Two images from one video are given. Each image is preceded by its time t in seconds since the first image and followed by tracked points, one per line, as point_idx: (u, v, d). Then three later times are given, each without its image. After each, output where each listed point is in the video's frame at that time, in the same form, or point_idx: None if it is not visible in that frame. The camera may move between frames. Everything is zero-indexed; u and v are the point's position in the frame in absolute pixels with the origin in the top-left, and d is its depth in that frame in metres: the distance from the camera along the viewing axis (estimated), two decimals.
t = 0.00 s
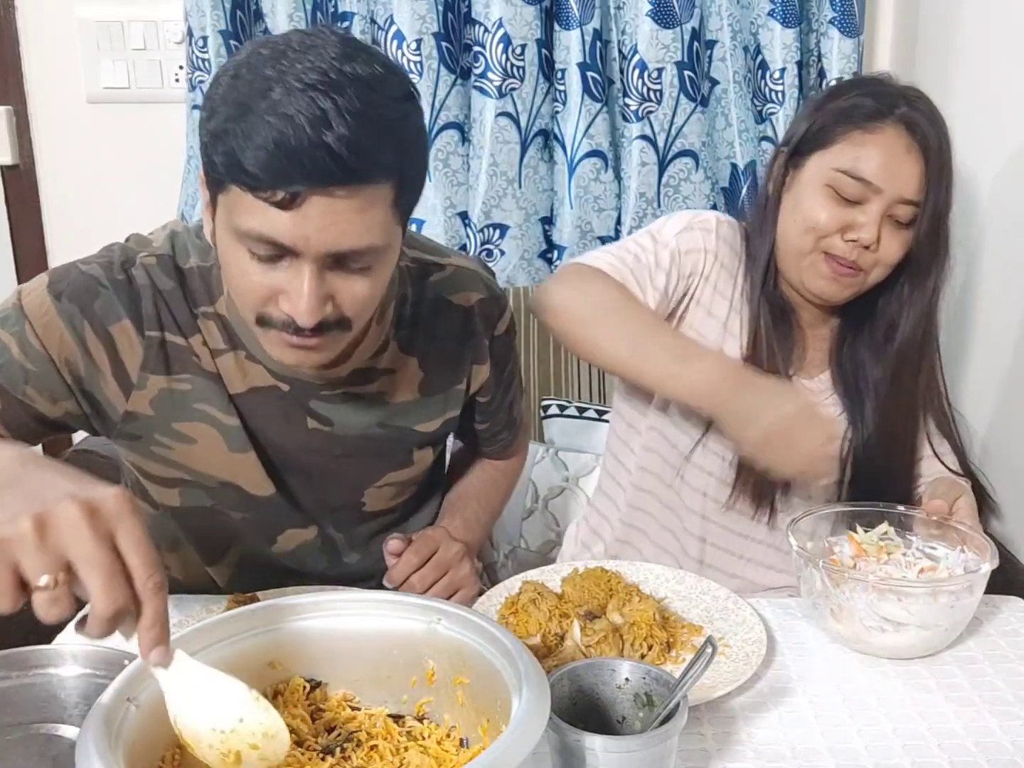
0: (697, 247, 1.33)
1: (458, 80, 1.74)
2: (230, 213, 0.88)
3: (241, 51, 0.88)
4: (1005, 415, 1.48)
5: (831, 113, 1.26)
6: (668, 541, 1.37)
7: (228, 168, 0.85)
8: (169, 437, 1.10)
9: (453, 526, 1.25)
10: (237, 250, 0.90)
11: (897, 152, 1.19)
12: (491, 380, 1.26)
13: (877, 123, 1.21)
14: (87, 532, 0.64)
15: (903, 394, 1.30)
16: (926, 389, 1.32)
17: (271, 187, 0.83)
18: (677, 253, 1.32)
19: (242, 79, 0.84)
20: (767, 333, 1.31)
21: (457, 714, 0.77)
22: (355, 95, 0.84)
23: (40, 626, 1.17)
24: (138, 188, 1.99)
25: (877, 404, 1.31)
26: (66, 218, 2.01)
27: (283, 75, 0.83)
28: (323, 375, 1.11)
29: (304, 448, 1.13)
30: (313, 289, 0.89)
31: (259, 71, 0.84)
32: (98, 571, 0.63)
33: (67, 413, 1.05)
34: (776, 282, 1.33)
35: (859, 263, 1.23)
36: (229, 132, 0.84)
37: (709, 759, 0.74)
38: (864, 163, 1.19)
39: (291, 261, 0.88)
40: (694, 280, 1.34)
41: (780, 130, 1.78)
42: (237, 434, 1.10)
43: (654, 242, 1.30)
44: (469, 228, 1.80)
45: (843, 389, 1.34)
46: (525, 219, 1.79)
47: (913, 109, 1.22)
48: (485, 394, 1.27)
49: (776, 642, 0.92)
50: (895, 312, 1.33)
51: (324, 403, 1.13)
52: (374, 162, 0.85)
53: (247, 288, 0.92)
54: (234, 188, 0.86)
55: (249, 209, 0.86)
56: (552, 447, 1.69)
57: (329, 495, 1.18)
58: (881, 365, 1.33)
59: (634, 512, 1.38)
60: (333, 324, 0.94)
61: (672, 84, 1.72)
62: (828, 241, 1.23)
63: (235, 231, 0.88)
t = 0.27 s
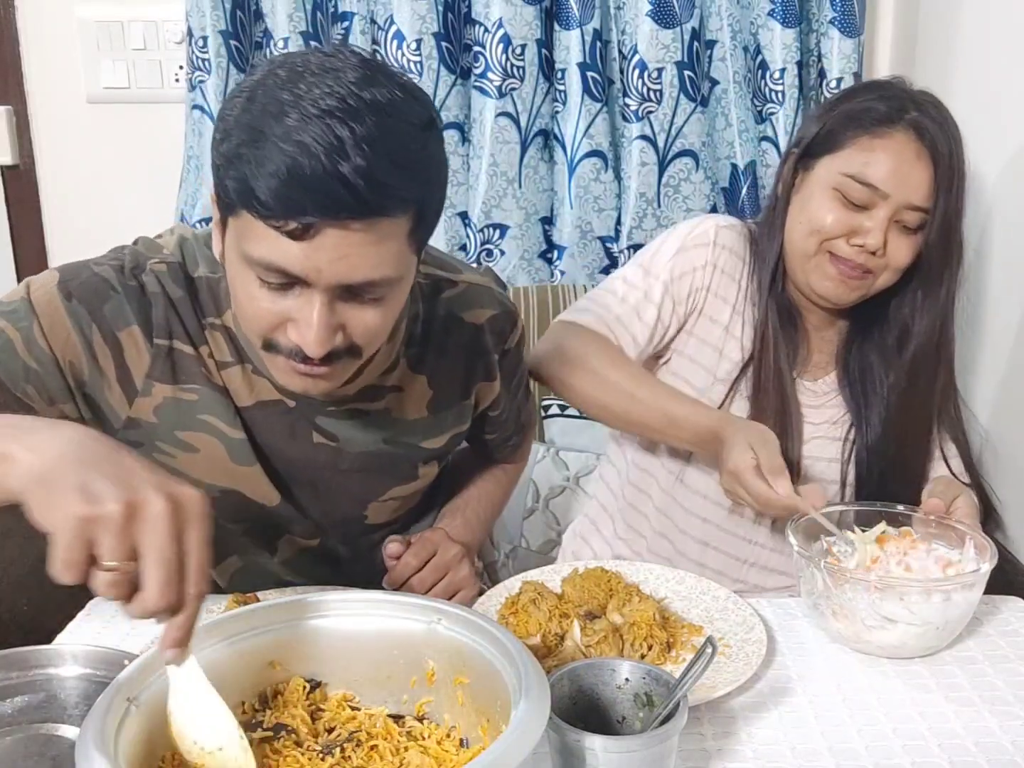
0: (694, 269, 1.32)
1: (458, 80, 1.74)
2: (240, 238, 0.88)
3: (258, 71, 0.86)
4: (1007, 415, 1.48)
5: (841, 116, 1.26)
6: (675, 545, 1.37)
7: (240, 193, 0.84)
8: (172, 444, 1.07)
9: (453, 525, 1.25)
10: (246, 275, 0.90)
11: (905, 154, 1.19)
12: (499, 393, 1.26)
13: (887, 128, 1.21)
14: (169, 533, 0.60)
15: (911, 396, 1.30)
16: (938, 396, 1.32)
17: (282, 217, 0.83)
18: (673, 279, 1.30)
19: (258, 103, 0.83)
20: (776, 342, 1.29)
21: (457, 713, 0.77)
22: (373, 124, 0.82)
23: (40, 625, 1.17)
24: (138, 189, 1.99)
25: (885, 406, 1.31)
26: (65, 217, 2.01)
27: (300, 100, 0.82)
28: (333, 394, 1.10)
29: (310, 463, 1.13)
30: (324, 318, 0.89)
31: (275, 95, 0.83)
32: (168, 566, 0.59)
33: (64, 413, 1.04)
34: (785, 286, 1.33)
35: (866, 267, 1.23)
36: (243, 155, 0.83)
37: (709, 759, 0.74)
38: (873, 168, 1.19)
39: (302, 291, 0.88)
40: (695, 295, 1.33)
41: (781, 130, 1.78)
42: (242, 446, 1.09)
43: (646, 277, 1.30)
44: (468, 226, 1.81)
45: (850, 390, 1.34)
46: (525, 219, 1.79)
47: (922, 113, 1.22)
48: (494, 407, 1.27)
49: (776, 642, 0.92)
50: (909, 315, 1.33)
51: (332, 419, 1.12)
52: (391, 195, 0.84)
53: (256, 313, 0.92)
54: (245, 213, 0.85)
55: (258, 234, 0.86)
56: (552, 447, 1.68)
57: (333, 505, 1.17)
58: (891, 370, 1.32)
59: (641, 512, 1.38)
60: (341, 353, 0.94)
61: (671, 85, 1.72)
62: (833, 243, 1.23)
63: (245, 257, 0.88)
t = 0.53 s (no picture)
0: (689, 263, 1.32)
1: (458, 80, 1.74)
2: (250, 246, 0.88)
3: (266, 77, 0.87)
4: (1006, 415, 1.48)
5: (842, 115, 1.26)
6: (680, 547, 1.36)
7: (249, 201, 0.84)
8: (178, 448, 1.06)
9: (453, 525, 1.25)
10: (255, 283, 0.90)
11: (905, 155, 1.19)
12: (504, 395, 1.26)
13: (886, 128, 1.21)
14: (255, 508, 0.68)
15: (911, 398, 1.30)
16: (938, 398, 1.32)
17: (293, 226, 0.83)
18: (667, 271, 1.31)
19: (268, 111, 0.84)
20: (770, 334, 1.30)
21: (457, 713, 0.77)
22: (384, 130, 0.83)
23: (39, 625, 1.17)
24: (138, 189, 1.99)
25: (885, 407, 1.32)
26: (65, 217, 2.01)
27: (310, 108, 0.83)
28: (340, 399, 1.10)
29: (314, 468, 1.12)
30: (334, 326, 0.88)
31: (285, 102, 0.83)
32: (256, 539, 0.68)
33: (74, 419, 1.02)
34: (784, 283, 1.33)
35: (865, 267, 1.23)
36: (252, 162, 0.84)
37: (709, 759, 0.74)
38: (871, 168, 1.19)
39: (313, 299, 0.88)
40: (690, 290, 1.33)
41: (781, 130, 1.78)
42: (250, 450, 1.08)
43: (639, 269, 1.31)
44: (468, 227, 1.80)
45: (849, 390, 1.34)
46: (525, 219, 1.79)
47: (923, 113, 1.21)
48: (496, 410, 1.28)
49: (777, 642, 0.92)
50: (906, 318, 1.33)
51: (336, 423, 1.12)
52: (403, 204, 0.84)
53: (264, 320, 0.92)
54: (256, 222, 0.85)
55: (271, 244, 0.85)
56: (552, 447, 1.68)
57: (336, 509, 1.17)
58: (890, 370, 1.33)
59: (642, 514, 1.38)
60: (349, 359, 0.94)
61: (671, 84, 1.72)
62: (830, 240, 1.23)
63: (254, 266, 0.88)
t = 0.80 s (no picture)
0: (687, 268, 1.31)
1: (458, 80, 1.75)
2: (254, 244, 0.88)
3: (269, 78, 0.87)
4: (1006, 415, 1.48)
5: (840, 115, 1.26)
6: (683, 545, 1.37)
7: (255, 200, 0.84)
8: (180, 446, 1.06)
9: (454, 525, 1.25)
10: (259, 281, 0.90)
11: (904, 155, 1.19)
12: (505, 395, 1.26)
13: (884, 128, 1.21)
14: (207, 499, 0.65)
15: (908, 400, 1.31)
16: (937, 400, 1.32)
17: (298, 224, 0.83)
18: (666, 279, 1.30)
19: (273, 110, 0.84)
20: (770, 336, 1.31)
21: (457, 714, 0.77)
22: (389, 131, 0.84)
23: (40, 625, 1.17)
24: (138, 189, 1.99)
25: (885, 407, 1.32)
26: (65, 217, 2.01)
27: (315, 107, 0.83)
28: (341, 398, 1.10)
29: (316, 467, 1.12)
30: (338, 325, 0.88)
31: (290, 102, 0.84)
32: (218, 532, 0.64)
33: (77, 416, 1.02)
34: (780, 284, 1.33)
35: (864, 267, 1.23)
36: (257, 161, 0.84)
37: (709, 759, 0.74)
38: (869, 168, 1.19)
39: (317, 297, 0.88)
40: (689, 296, 1.32)
41: (781, 130, 1.78)
42: (251, 447, 1.08)
43: (638, 278, 1.30)
44: (468, 227, 1.80)
45: (850, 390, 1.35)
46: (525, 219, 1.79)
47: (921, 114, 1.22)
48: (498, 411, 1.28)
49: (777, 642, 0.92)
50: (901, 319, 1.33)
51: (338, 423, 1.12)
52: (407, 203, 0.85)
53: (269, 318, 0.92)
54: (260, 220, 0.85)
55: (275, 242, 0.85)
56: (552, 447, 1.68)
57: (338, 509, 1.17)
58: (887, 368, 1.33)
59: (641, 515, 1.39)
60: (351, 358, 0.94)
61: (672, 84, 1.72)
62: (829, 241, 1.23)
63: (258, 264, 0.88)
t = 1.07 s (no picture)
0: (692, 272, 1.30)
1: (458, 80, 1.75)
2: (256, 243, 0.88)
3: (270, 76, 0.87)
4: (1006, 415, 1.48)
5: (838, 114, 1.26)
6: (683, 545, 1.37)
7: (257, 198, 0.84)
8: (180, 446, 1.06)
9: (453, 525, 1.25)
10: (261, 279, 0.90)
11: (904, 155, 1.19)
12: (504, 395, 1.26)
13: (883, 127, 1.21)
14: (258, 540, 0.66)
15: (908, 403, 1.31)
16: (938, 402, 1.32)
17: (300, 221, 0.83)
18: (674, 285, 1.29)
19: (274, 107, 0.84)
20: (769, 336, 1.31)
21: (457, 713, 0.77)
22: (390, 128, 0.84)
23: (40, 625, 1.17)
24: (138, 189, 1.99)
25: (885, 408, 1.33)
26: (65, 217, 2.01)
27: (316, 105, 0.83)
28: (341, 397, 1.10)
29: (316, 467, 1.12)
30: (340, 322, 0.88)
31: (291, 99, 0.84)
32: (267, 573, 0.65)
33: (76, 416, 1.02)
34: (779, 284, 1.33)
35: (863, 266, 1.23)
36: (258, 160, 0.84)
37: (709, 759, 0.74)
38: (867, 167, 1.19)
39: (319, 294, 0.88)
40: (696, 300, 1.31)
41: (781, 130, 1.78)
42: (250, 448, 1.08)
43: (646, 285, 1.28)
44: (468, 227, 1.80)
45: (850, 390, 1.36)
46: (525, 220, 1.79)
47: (920, 112, 1.22)
48: (497, 410, 1.28)
49: (777, 642, 0.92)
50: (906, 320, 1.33)
51: (338, 423, 1.12)
52: (409, 201, 0.85)
53: (271, 317, 0.92)
54: (262, 219, 0.85)
55: (275, 241, 0.85)
56: (552, 447, 1.68)
57: (337, 509, 1.17)
58: (890, 370, 1.34)
59: (642, 517, 1.39)
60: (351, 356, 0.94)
61: (672, 85, 1.72)
62: (828, 240, 1.23)
63: (259, 262, 0.88)
